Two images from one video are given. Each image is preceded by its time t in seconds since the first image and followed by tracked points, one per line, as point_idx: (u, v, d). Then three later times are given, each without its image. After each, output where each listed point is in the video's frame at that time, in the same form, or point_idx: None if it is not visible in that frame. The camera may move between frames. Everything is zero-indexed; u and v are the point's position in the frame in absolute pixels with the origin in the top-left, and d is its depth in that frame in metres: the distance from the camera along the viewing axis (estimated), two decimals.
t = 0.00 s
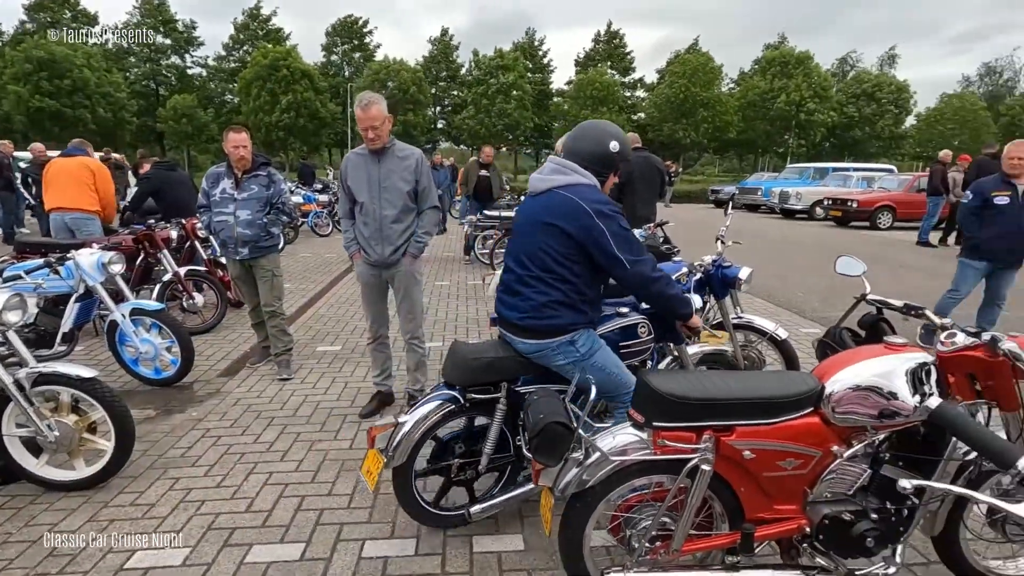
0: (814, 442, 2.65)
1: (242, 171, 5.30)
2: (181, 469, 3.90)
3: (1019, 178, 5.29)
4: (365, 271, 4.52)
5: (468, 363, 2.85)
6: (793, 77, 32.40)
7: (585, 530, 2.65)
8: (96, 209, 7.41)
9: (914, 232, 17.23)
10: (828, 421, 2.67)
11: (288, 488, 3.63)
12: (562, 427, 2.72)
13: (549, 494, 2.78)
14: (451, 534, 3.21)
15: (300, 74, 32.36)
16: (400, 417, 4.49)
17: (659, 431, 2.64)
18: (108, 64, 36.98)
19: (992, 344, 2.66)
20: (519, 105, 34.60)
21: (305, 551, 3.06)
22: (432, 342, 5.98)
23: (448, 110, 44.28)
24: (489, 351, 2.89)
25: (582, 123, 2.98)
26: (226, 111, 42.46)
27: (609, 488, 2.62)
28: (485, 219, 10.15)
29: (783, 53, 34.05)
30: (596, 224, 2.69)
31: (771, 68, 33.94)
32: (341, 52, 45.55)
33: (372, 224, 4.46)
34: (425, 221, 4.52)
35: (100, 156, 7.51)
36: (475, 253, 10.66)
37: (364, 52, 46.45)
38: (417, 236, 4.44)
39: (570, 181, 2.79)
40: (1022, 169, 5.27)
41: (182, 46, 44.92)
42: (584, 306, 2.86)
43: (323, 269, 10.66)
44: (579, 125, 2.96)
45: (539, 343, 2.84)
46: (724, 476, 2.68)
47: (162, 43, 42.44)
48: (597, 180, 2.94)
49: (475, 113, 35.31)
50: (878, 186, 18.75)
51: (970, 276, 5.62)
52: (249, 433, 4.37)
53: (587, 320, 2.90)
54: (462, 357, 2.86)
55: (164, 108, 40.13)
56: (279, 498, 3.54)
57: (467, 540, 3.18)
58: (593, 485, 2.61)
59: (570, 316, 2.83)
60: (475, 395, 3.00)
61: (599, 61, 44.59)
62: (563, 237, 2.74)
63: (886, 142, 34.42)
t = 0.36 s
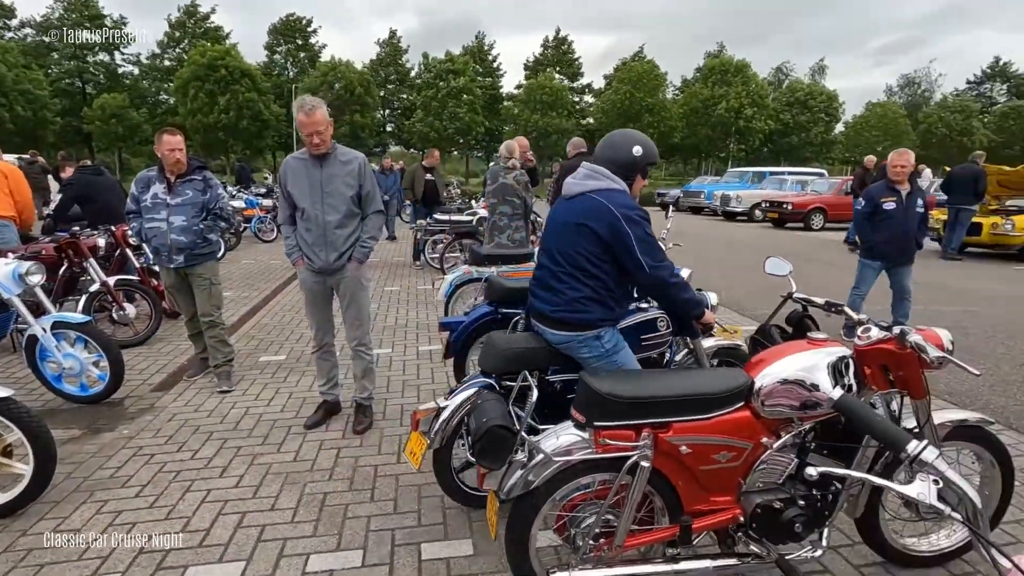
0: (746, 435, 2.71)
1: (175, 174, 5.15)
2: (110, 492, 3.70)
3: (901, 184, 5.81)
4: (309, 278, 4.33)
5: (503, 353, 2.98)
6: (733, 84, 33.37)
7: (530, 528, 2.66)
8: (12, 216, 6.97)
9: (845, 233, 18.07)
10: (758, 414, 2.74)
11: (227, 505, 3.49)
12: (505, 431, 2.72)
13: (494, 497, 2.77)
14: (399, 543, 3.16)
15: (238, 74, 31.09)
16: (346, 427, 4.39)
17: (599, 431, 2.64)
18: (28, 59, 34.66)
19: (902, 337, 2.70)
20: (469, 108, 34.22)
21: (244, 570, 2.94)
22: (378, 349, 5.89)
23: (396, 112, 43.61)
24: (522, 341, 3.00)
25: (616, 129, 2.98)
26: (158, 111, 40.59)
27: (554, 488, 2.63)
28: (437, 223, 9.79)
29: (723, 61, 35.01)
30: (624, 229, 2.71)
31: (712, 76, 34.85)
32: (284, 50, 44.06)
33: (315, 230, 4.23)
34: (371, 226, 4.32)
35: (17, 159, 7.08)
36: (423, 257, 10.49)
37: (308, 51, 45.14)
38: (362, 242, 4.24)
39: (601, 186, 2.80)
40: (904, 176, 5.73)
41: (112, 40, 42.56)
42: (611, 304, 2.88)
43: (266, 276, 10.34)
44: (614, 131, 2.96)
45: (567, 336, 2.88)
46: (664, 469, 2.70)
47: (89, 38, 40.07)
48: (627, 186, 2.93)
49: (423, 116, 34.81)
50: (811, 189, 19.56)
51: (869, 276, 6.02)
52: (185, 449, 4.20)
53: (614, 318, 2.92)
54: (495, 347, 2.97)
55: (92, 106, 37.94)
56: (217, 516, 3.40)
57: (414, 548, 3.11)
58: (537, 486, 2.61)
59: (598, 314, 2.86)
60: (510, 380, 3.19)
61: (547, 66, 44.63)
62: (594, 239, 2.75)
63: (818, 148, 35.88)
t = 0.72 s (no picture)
0: (684, 430, 2.68)
1: (106, 177, 4.91)
2: (33, 516, 3.45)
3: (812, 188, 6.16)
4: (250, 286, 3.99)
5: (525, 341, 3.04)
6: (679, 90, 34.02)
7: (476, 531, 2.61)
8: None
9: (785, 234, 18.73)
10: (694, 410, 2.72)
11: (163, 524, 3.29)
12: (448, 434, 2.58)
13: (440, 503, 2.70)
14: (347, 553, 3.04)
15: (175, 73, 29.52)
16: (291, 437, 4.21)
17: (542, 432, 2.61)
18: None
19: (821, 332, 2.80)
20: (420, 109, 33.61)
21: None
22: (325, 356, 5.72)
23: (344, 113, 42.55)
24: (544, 329, 3.05)
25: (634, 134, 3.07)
26: (89, 109, 38.33)
27: (499, 490, 2.59)
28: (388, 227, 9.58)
29: (670, 68, 35.64)
30: (637, 229, 2.79)
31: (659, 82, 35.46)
32: (227, 48, 42.26)
33: (257, 234, 3.91)
34: (315, 230, 4.04)
35: None
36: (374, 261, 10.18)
37: (253, 49, 43.48)
38: (307, 246, 3.97)
39: (618, 187, 2.88)
40: (813, 181, 6.09)
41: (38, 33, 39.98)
42: (627, 297, 2.95)
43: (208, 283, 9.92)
44: (631, 135, 3.05)
45: (586, 326, 2.94)
46: (606, 467, 2.66)
47: (13, 31, 37.48)
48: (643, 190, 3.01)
49: (373, 118, 34.07)
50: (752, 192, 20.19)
51: (794, 274, 6.32)
52: (117, 468, 3.96)
53: (629, 311, 2.97)
54: (516, 336, 2.96)
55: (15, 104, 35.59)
56: (153, 536, 3.21)
57: (361, 557, 3.01)
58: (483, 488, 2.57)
59: (614, 306, 2.92)
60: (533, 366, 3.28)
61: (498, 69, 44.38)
62: (610, 236, 2.83)
63: (760, 152, 37.04)
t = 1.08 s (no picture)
0: (630, 428, 2.52)
1: (30, 180, 4.66)
2: None
3: (751, 191, 6.38)
4: (193, 293, 3.69)
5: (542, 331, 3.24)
6: (631, 95, 34.33)
7: (426, 538, 2.39)
8: None
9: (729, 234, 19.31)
10: (639, 406, 2.56)
11: (93, 545, 3.01)
12: (393, 438, 2.25)
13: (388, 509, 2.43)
14: (294, 565, 2.84)
15: (112, 70, 28.34)
16: (236, 448, 3.93)
17: (489, 432, 2.40)
18: None
19: (755, 327, 2.81)
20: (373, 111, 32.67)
21: None
22: (273, 364, 5.50)
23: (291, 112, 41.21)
24: (559, 320, 3.27)
25: (635, 141, 3.32)
26: (13, 105, 35.81)
27: (448, 493, 2.38)
28: (339, 230, 9.32)
29: (622, 72, 35.89)
30: (646, 224, 3.01)
31: (612, 86, 35.68)
32: (166, 43, 40.22)
33: (199, 239, 3.62)
34: (261, 234, 3.80)
35: None
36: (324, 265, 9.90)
37: (193, 44, 41.58)
38: (255, 251, 3.73)
39: (625, 189, 3.12)
40: (752, 184, 6.32)
41: None
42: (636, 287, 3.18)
43: (146, 291, 9.46)
44: (632, 142, 3.30)
45: (599, 315, 3.16)
46: (553, 464, 2.48)
47: None
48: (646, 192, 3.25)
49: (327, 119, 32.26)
50: (700, 193, 20.67)
51: (738, 273, 6.54)
52: (45, 487, 3.63)
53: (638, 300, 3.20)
54: (537, 325, 3.19)
55: None
56: (84, 558, 2.93)
57: (311, 569, 2.81)
58: (431, 491, 2.35)
59: (626, 295, 3.14)
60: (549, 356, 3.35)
61: (451, 72, 43.76)
62: (621, 232, 3.06)
63: (707, 155, 37.92)
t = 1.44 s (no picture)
0: (579, 426, 2.49)
1: None
2: None
3: (699, 194, 6.55)
4: (134, 303, 3.52)
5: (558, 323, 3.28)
6: (587, 100, 34.42)
7: (378, 544, 2.31)
8: None
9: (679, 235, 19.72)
10: (589, 406, 2.54)
11: (23, 570, 2.82)
12: (341, 444, 2.15)
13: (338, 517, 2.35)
14: None
15: (43, 68, 26.83)
16: (181, 461, 3.78)
17: (441, 436, 2.33)
18: None
19: (698, 326, 2.84)
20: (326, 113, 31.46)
21: None
22: (222, 374, 5.32)
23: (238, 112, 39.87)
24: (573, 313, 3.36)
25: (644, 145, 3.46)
26: None
27: (401, 498, 2.30)
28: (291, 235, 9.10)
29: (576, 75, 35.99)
30: (655, 224, 3.18)
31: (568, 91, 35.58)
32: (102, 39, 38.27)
33: (141, 245, 3.47)
34: (206, 240, 3.70)
35: None
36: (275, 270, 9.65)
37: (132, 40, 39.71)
38: (201, 257, 3.63)
39: (634, 191, 3.29)
40: (700, 188, 6.48)
41: None
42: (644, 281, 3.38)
43: (84, 301, 9.02)
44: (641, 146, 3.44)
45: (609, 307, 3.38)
46: (504, 465, 2.43)
47: None
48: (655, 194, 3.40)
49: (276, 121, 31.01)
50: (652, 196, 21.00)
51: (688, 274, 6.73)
52: None
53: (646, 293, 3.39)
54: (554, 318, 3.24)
55: None
56: None
57: None
58: (383, 498, 2.27)
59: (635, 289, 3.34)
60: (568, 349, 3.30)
61: (407, 73, 42.87)
62: (631, 231, 3.25)
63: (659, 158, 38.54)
